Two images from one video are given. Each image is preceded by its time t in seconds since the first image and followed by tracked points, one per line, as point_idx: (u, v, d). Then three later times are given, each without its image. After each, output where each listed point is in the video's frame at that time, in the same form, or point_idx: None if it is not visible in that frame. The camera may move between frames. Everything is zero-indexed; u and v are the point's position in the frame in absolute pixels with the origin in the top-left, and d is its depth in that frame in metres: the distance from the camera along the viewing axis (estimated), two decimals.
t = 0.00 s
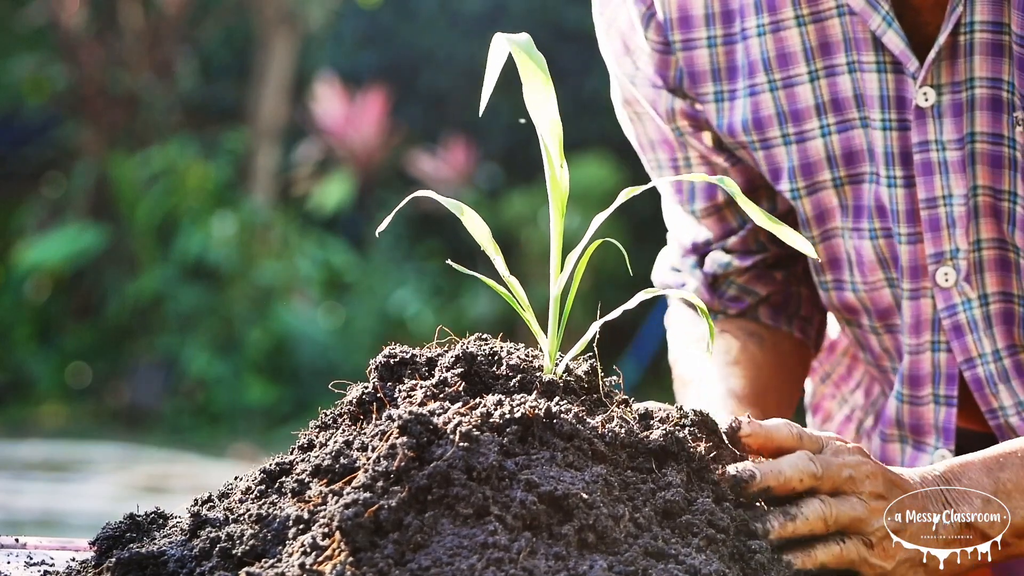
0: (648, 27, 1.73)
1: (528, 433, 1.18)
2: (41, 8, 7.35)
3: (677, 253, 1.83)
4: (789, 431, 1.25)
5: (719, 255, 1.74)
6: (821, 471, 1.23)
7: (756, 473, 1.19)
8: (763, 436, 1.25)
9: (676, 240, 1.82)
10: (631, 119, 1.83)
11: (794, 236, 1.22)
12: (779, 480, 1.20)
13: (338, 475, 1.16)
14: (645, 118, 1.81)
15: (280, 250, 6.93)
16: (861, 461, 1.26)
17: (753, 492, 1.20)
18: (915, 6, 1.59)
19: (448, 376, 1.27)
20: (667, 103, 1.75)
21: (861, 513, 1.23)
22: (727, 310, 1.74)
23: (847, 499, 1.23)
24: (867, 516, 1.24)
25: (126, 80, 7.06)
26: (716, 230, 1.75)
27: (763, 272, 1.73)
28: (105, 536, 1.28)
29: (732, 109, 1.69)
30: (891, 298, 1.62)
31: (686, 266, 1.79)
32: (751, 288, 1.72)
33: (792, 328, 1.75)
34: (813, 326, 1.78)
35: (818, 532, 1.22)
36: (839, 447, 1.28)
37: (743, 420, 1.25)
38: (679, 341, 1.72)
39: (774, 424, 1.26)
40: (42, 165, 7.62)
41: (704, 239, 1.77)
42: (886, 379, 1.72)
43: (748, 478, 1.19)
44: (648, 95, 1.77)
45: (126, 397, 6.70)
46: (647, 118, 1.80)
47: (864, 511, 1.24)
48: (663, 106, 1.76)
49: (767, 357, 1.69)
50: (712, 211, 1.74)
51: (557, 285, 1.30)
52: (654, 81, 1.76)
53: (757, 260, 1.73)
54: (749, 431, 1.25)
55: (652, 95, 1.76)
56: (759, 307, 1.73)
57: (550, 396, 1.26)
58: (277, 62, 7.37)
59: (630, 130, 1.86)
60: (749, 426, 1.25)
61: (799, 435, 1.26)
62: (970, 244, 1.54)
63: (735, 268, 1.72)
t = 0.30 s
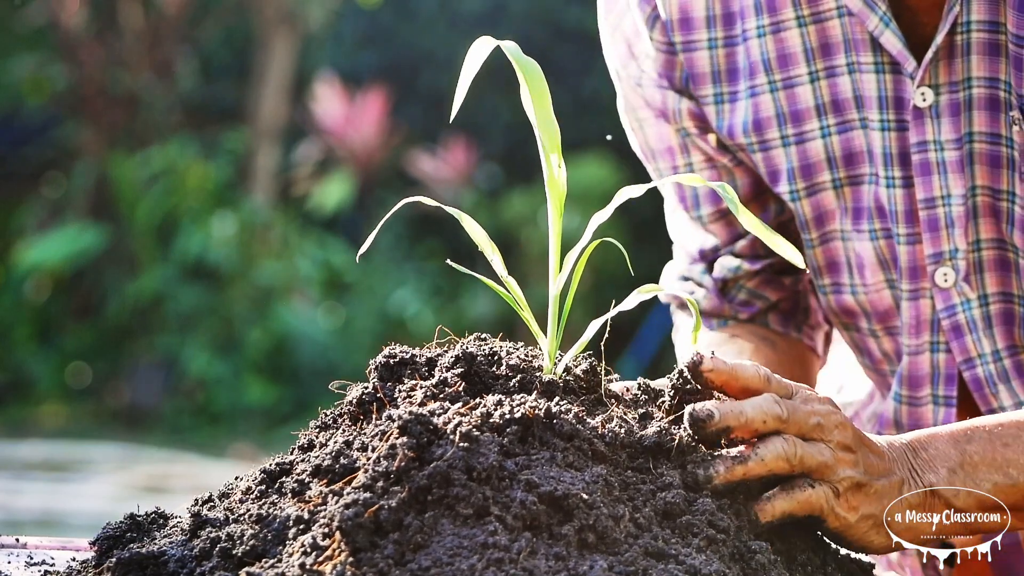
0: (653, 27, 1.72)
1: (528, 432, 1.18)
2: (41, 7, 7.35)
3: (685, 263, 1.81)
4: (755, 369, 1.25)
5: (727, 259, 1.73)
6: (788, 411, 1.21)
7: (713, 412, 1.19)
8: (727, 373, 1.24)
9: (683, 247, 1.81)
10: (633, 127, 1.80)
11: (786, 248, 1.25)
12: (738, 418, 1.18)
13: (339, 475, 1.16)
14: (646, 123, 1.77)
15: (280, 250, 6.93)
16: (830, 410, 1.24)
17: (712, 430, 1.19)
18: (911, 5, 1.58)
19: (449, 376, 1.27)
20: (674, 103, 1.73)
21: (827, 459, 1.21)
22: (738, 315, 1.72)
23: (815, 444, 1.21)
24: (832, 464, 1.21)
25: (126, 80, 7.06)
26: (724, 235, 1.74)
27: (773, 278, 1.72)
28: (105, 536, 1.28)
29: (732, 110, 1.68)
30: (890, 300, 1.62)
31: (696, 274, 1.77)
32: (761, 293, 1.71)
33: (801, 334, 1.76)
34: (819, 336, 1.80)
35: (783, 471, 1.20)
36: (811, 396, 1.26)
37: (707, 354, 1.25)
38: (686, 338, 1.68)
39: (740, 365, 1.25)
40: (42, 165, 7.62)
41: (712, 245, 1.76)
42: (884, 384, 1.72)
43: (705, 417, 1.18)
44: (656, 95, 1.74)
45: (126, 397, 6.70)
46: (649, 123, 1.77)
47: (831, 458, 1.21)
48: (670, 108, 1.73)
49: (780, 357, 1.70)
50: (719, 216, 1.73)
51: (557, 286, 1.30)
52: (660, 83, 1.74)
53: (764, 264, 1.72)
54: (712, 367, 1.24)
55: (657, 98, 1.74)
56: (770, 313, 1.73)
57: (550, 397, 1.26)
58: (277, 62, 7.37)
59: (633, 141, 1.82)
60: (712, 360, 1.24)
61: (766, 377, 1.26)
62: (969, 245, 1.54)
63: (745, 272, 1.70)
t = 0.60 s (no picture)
0: (654, 29, 1.72)
1: (527, 432, 1.18)
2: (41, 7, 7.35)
3: (684, 267, 1.81)
4: (720, 356, 1.20)
5: (729, 263, 1.73)
6: (745, 403, 1.19)
7: (653, 413, 1.14)
8: (687, 362, 1.18)
9: (681, 251, 1.81)
10: (632, 129, 1.80)
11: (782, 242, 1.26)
12: (685, 417, 1.15)
13: (338, 475, 1.16)
14: (646, 125, 1.77)
15: (280, 250, 6.92)
16: (799, 400, 1.22)
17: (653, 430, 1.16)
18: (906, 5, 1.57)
19: (448, 377, 1.27)
20: (677, 104, 1.72)
21: (790, 449, 1.19)
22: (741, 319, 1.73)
23: (777, 432, 1.20)
24: (796, 454, 1.20)
25: (126, 80, 7.06)
26: (724, 238, 1.74)
27: (774, 283, 1.73)
28: (105, 536, 1.28)
29: (732, 113, 1.68)
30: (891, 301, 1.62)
31: (696, 278, 1.76)
32: (764, 296, 1.72)
33: (798, 338, 1.74)
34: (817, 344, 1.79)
35: (741, 461, 1.18)
36: (785, 382, 1.24)
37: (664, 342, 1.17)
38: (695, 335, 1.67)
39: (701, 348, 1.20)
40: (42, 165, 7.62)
41: (711, 248, 1.76)
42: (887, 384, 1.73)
43: (646, 421, 1.14)
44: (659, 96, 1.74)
45: (126, 397, 6.70)
46: (650, 126, 1.77)
47: (795, 447, 1.20)
48: (672, 108, 1.73)
49: (790, 363, 1.70)
50: (720, 219, 1.73)
51: (556, 285, 1.30)
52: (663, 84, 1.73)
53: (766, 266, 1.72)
54: (669, 356, 1.16)
55: (658, 99, 1.74)
56: (768, 320, 1.74)
57: (550, 397, 1.26)
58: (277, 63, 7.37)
59: (632, 143, 1.82)
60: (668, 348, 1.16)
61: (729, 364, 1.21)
62: (967, 247, 1.54)
63: (749, 274, 1.71)
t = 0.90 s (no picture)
0: (658, 34, 1.70)
1: (526, 432, 1.18)
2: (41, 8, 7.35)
3: (687, 273, 1.79)
4: (704, 341, 1.16)
5: (730, 267, 1.72)
6: (722, 395, 1.16)
7: (629, 399, 1.12)
8: (668, 347, 1.14)
9: (683, 255, 1.80)
10: (635, 134, 1.77)
11: (787, 247, 1.25)
12: (660, 405, 1.13)
13: (337, 474, 1.16)
14: (649, 130, 1.74)
15: (280, 250, 6.92)
16: (786, 385, 1.19)
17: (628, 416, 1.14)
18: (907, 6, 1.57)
19: (447, 376, 1.27)
20: (681, 106, 1.71)
21: (766, 439, 1.19)
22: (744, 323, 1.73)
23: (750, 421, 1.18)
24: (773, 443, 1.19)
25: (126, 80, 7.06)
26: (725, 240, 1.73)
27: (778, 288, 1.74)
28: (104, 536, 1.28)
29: (735, 117, 1.67)
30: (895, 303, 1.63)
31: (698, 283, 1.75)
32: (767, 301, 1.73)
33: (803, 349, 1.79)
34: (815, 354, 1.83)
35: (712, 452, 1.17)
36: (771, 364, 1.20)
37: (644, 328, 1.13)
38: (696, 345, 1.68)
39: (681, 331, 1.16)
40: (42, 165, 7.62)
41: (713, 252, 1.75)
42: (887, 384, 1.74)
43: (620, 406, 1.12)
44: (663, 99, 1.72)
45: (126, 397, 6.70)
46: (654, 131, 1.74)
47: (771, 437, 1.19)
48: (674, 112, 1.71)
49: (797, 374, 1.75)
50: (723, 223, 1.73)
51: (556, 286, 1.30)
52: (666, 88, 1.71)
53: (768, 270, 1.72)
54: (648, 343, 1.12)
55: (661, 103, 1.72)
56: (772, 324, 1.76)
57: (550, 397, 1.26)
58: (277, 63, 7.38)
59: (635, 149, 1.80)
60: (649, 334, 1.13)
61: (714, 350, 1.17)
62: (971, 248, 1.54)
63: (751, 278, 1.71)
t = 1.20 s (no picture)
0: (658, 34, 1.72)
1: (529, 432, 1.18)
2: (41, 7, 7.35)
3: (685, 265, 1.79)
4: (772, 340, 1.17)
5: (731, 262, 1.72)
6: (795, 390, 1.17)
7: (715, 387, 1.13)
8: (738, 344, 1.16)
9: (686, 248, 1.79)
10: (639, 131, 1.81)
11: (793, 240, 1.26)
12: (740, 395, 1.14)
13: (339, 474, 1.16)
14: (653, 127, 1.79)
15: (280, 250, 6.92)
16: (852, 385, 1.19)
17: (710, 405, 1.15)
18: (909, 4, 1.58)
19: (449, 376, 1.27)
20: (678, 110, 1.73)
21: (839, 436, 1.17)
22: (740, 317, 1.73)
23: (822, 419, 1.17)
24: (844, 441, 1.18)
25: (126, 80, 7.06)
26: (727, 237, 1.74)
27: (775, 281, 1.73)
28: (106, 536, 1.29)
29: (737, 116, 1.67)
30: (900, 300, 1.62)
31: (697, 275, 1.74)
32: (763, 294, 1.73)
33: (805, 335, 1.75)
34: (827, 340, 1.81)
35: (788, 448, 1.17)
36: (836, 365, 1.20)
37: (715, 325, 1.16)
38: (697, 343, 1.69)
39: (750, 330, 1.18)
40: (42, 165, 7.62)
41: (713, 247, 1.75)
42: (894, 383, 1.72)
43: (707, 393, 1.13)
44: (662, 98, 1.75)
45: (126, 397, 6.70)
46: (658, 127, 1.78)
47: (843, 435, 1.18)
48: (675, 113, 1.74)
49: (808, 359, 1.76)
50: (722, 220, 1.74)
51: (556, 286, 1.30)
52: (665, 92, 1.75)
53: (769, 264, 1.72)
54: (720, 339, 1.15)
55: (664, 102, 1.75)
56: (773, 314, 1.75)
57: (551, 396, 1.26)
58: (277, 63, 7.38)
59: (639, 145, 1.84)
60: (721, 331, 1.16)
61: (781, 349, 1.18)
62: (975, 246, 1.54)
63: (747, 272, 1.71)
